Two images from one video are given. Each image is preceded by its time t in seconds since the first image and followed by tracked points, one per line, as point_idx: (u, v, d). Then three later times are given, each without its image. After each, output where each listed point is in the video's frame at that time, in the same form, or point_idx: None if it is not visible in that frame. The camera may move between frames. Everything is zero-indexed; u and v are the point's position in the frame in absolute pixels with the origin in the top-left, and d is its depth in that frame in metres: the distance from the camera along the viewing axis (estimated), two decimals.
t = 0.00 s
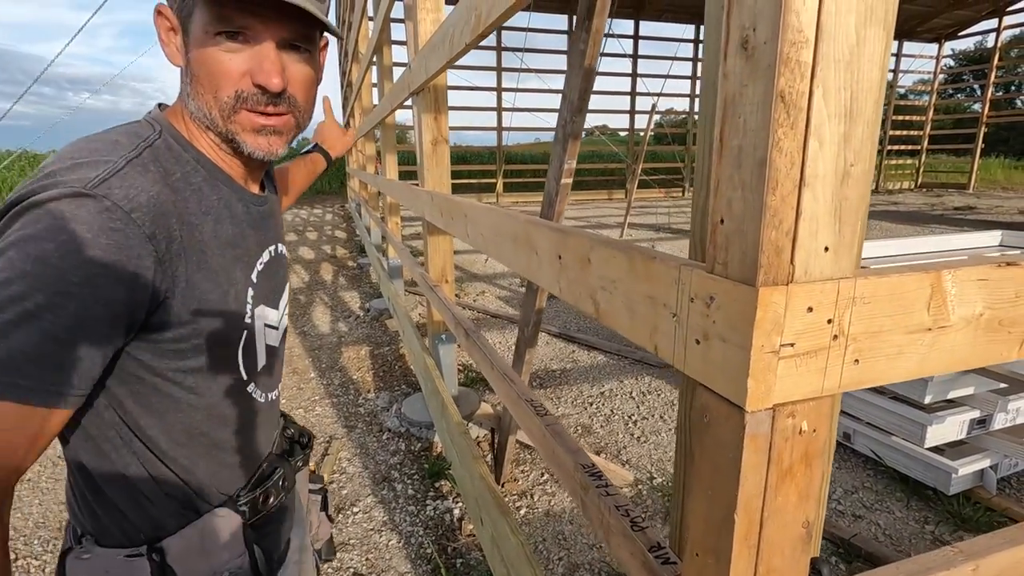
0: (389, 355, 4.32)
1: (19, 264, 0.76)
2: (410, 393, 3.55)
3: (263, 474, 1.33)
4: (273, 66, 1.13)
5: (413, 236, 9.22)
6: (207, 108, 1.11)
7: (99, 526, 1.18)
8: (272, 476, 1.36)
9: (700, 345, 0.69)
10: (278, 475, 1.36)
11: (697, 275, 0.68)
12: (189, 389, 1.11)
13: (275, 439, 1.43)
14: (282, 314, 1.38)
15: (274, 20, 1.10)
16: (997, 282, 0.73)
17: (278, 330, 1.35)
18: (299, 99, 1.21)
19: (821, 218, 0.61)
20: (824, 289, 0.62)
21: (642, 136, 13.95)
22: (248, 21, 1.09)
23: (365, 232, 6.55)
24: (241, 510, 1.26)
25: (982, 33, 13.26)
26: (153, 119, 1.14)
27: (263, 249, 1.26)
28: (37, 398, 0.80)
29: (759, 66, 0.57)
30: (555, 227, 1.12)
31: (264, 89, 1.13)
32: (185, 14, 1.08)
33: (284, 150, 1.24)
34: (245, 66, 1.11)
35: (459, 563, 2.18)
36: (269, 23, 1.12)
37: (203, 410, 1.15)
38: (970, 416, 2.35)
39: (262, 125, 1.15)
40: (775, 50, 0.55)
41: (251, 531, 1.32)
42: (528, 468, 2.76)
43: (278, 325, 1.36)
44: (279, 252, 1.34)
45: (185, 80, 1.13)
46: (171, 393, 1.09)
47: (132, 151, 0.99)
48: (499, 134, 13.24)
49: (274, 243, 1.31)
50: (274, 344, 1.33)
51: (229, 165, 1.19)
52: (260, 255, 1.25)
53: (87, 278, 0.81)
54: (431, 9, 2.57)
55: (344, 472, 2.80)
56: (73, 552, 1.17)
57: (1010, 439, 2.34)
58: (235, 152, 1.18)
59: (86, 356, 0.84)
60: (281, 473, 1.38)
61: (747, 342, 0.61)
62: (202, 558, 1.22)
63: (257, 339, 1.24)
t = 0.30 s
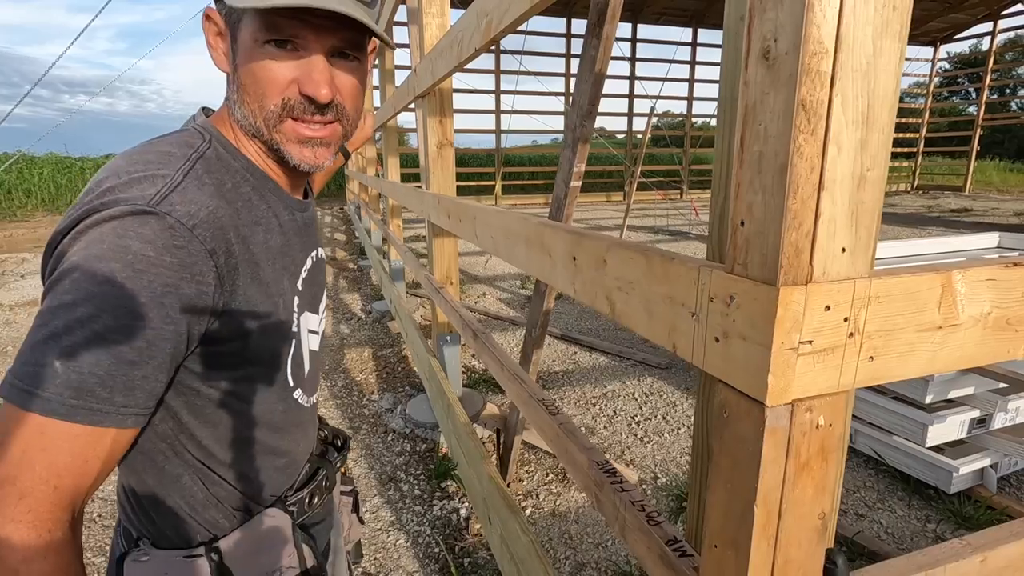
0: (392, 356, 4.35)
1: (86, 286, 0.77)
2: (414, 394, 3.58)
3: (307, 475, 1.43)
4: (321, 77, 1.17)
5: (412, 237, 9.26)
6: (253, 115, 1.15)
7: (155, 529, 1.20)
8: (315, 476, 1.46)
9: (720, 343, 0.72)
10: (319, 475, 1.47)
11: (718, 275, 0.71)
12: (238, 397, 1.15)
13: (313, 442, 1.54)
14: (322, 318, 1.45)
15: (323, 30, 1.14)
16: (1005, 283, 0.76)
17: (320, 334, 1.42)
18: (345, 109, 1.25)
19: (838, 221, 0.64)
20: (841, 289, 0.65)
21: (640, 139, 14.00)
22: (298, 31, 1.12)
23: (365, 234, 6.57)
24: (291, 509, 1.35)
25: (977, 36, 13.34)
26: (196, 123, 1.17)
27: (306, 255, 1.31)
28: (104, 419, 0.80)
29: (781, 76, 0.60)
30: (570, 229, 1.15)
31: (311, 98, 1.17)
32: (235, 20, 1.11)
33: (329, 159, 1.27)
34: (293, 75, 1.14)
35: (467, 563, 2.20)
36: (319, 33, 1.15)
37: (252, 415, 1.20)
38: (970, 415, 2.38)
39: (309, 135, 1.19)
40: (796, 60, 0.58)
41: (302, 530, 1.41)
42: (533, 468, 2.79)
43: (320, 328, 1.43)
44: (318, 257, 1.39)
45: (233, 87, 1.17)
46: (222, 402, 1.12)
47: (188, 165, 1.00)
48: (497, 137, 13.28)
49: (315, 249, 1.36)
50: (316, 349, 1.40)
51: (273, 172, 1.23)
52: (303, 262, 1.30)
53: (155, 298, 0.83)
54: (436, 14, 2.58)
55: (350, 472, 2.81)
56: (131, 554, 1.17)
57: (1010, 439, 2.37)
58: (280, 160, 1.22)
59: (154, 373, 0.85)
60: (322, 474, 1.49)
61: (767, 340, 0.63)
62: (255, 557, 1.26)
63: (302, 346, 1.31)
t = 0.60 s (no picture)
0: (394, 358, 4.36)
1: (125, 294, 0.79)
2: (416, 395, 3.59)
3: (328, 474, 1.48)
4: (352, 86, 1.19)
5: (410, 239, 9.28)
6: (282, 122, 1.17)
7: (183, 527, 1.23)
8: (335, 475, 1.51)
9: (730, 342, 0.73)
10: (339, 474, 1.52)
11: (729, 275, 0.72)
12: (263, 398, 1.17)
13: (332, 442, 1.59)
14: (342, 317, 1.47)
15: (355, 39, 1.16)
16: (1008, 282, 0.78)
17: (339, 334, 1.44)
18: (373, 117, 1.27)
19: (846, 222, 0.65)
20: (849, 288, 0.66)
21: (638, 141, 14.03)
22: (331, 40, 1.14)
23: (365, 236, 6.58)
24: (314, 507, 1.39)
25: (974, 38, 13.40)
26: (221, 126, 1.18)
27: (328, 257, 1.33)
28: (146, 426, 0.81)
29: (792, 80, 0.62)
30: (578, 230, 1.16)
31: (341, 107, 1.19)
32: (267, 27, 1.13)
33: (355, 165, 1.29)
34: (325, 83, 1.16)
35: (471, 563, 2.21)
36: (351, 43, 1.17)
37: (278, 415, 1.22)
38: (969, 415, 2.39)
39: (338, 141, 1.21)
40: (807, 66, 0.60)
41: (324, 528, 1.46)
42: (536, 468, 2.80)
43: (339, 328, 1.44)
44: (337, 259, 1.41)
45: (262, 93, 1.18)
46: (250, 403, 1.15)
47: (220, 171, 1.01)
48: (495, 139, 13.29)
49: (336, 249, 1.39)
50: (337, 352, 1.42)
51: (299, 176, 1.24)
52: (326, 264, 1.32)
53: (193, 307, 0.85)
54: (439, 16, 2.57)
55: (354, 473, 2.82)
56: (161, 553, 1.19)
57: (1010, 439, 2.38)
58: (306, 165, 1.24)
59: (192, 383, 0.86)
60: (341, 473, 1.54)
61: (778, 338, 0.65)
62: (280, 556, 1.27)
63: (324, 346, 1.33)
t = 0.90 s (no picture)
0: (394, 361, 4.36)
1: (127, 300, 0.79)
2: (417, 398, 3.59)
3: (330, 476, 1.46)
4: (354, 96, 1.19)
5: (410, 241, 9.28)
6: (283, 132, 1.17)
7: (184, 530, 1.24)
8: (337, 477, 1.49)
9: (736, 347, 0.74)
10: (342, 476, 1.50)
11: (734, 281, 0.73)
12: (265, 401, 1.18)
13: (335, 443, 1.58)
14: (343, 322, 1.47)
15: (357, 50, 1.16)
16: (1010, 287, 0.78)
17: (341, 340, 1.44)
18: (374, 126, 1.27)
19: (851, 228, 0.66)
20: (854, 293, 0.67)
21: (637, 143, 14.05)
22: (332, 52, 1.15)
23: (365, 238, 6.59)
24: (316, 509, 1.37)
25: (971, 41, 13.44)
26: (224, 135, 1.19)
27: (330, 262, 1.33)
28: (148, 429, 0.81)
29: (797, 88, 0.63)
30: (582, 235, 1.17)
31: (342, 117, 1.19)
32: (269, 40, 1.14)
33: (356, 174, 1.29)
34: (326, 94, 1.16)
35: (473, 566, 2.21)
36: (352, 54, 1.17)
37: (279, 419, 1.23)
38: (968, 418, 2.40)
39: (338, 151, 1.21)
40: (812, 74, 0.61)
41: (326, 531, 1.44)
42: (536, 471, 2.80)
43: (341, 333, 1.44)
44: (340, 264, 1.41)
45: (265, 103, 1.19)
46: (253, 406, 1.16)
47: (221, 179, 1.02)
48: (495, 141, 13.32)
49: (338, 256, 1.39)
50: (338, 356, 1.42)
51: (301, 185, 1.24)
52: (328, 270, 1.32)
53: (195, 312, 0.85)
54: (440, 20, 2.55)
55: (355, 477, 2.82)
56: (164, 553, 1.22)
57: (1009, 441, 2.39)
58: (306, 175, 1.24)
59: (194, 387, 0.87)
60: (344, 474, 1.52)
61: (783, 344, 0.65)
62: (282, 557, 1.28)
63: (324, 351, 1.33)
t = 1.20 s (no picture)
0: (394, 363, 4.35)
1: (114, 298, 0.79)
2: (417, 400, 3.58)
3: (323, 477, 1.45)
4: (341, 99, 1.19)
5: (410, 243, 9.28)
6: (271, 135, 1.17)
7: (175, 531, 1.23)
8: (331, 479, 1.48)
9: (741, 349, 0.73)
10: (336, 478, 1.49)
11: (740, 283, 0.72)
12: (257, 401, 1.17)
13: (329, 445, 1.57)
14: (335, 325, 1.47)
15: (345, 54, 1.16)
16: (1016, 290, 0.78)
17: (332, 340, 1.44)
18: (361, 128, 1.27)
19: (857, 230, 0.65)
20: (861, 296, 0.66)
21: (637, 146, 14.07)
22: (320, 56, 1.15)
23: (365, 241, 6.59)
24: (309, 510, 1.36)
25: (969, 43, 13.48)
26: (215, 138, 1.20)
27: (319, 264, 1.33)
28: (133, 425, 0.81)
29: (803, 90, 0.63)
30: (584, 237, 1.17)
31: (330, 119, 1.19)
32: (257, 45, 1.14)
33: (344, 177, 1.29)
34: (313, 97, 1.16)
35: (473, 569, 2.20)
36: (340, 57, 1.17)
37: (270, 419, 1.22)
38: (970, 420, 2.39)
39: (324, 153, 1.21)
40: (819, 76, 0.60)
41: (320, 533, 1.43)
42: (537, 474, 2.80)
43: (331, 334, 1.44)
44: (331, 265, 1.41)
45: (253, 106, 1.19)
46: (244, 406, 1.15)
47: (208, 179, 1.01)
48: (494, 144, 13.34)
49: (328, 257, 1.39)
50: (331, 355, 1.43)
51: (290, 187, 1.24)
52: (318, 270, 1.32)
53: (179, 309, 0.85)
54: (439, 23, 2.54)
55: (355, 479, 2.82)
56: (157, 554, 1.21)
57: (1010, 443, 2.39)
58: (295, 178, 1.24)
59: (181, 382, 0.86)
60: (338, 476, 1.51)
61: (790, 347, 0.65)
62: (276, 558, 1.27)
63: (314, 351, 1.32)
